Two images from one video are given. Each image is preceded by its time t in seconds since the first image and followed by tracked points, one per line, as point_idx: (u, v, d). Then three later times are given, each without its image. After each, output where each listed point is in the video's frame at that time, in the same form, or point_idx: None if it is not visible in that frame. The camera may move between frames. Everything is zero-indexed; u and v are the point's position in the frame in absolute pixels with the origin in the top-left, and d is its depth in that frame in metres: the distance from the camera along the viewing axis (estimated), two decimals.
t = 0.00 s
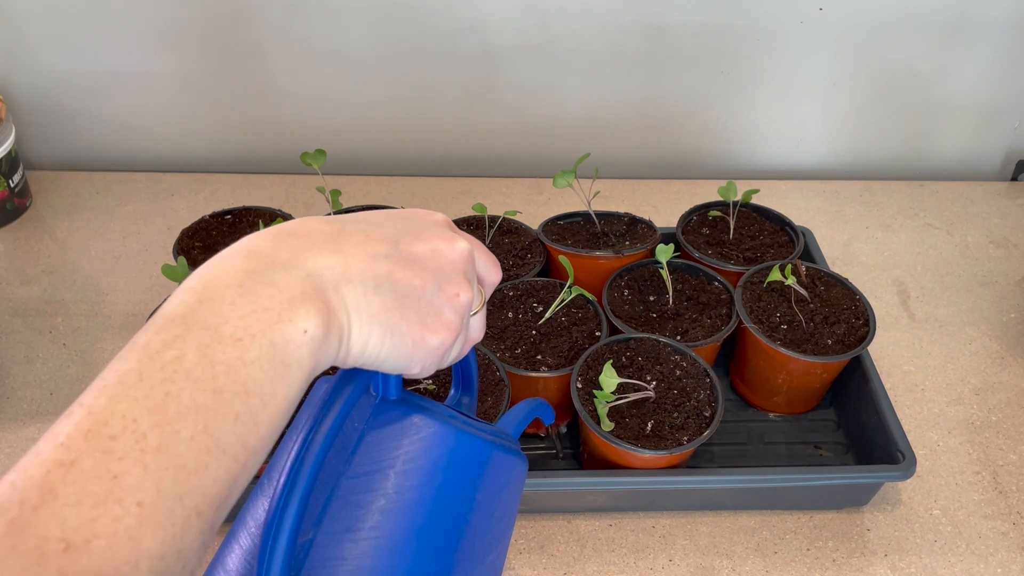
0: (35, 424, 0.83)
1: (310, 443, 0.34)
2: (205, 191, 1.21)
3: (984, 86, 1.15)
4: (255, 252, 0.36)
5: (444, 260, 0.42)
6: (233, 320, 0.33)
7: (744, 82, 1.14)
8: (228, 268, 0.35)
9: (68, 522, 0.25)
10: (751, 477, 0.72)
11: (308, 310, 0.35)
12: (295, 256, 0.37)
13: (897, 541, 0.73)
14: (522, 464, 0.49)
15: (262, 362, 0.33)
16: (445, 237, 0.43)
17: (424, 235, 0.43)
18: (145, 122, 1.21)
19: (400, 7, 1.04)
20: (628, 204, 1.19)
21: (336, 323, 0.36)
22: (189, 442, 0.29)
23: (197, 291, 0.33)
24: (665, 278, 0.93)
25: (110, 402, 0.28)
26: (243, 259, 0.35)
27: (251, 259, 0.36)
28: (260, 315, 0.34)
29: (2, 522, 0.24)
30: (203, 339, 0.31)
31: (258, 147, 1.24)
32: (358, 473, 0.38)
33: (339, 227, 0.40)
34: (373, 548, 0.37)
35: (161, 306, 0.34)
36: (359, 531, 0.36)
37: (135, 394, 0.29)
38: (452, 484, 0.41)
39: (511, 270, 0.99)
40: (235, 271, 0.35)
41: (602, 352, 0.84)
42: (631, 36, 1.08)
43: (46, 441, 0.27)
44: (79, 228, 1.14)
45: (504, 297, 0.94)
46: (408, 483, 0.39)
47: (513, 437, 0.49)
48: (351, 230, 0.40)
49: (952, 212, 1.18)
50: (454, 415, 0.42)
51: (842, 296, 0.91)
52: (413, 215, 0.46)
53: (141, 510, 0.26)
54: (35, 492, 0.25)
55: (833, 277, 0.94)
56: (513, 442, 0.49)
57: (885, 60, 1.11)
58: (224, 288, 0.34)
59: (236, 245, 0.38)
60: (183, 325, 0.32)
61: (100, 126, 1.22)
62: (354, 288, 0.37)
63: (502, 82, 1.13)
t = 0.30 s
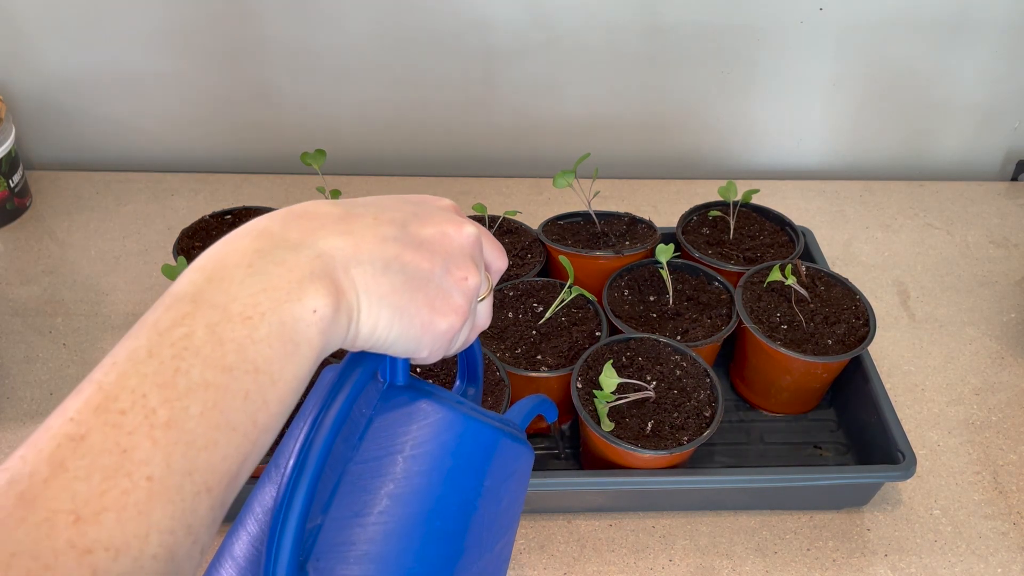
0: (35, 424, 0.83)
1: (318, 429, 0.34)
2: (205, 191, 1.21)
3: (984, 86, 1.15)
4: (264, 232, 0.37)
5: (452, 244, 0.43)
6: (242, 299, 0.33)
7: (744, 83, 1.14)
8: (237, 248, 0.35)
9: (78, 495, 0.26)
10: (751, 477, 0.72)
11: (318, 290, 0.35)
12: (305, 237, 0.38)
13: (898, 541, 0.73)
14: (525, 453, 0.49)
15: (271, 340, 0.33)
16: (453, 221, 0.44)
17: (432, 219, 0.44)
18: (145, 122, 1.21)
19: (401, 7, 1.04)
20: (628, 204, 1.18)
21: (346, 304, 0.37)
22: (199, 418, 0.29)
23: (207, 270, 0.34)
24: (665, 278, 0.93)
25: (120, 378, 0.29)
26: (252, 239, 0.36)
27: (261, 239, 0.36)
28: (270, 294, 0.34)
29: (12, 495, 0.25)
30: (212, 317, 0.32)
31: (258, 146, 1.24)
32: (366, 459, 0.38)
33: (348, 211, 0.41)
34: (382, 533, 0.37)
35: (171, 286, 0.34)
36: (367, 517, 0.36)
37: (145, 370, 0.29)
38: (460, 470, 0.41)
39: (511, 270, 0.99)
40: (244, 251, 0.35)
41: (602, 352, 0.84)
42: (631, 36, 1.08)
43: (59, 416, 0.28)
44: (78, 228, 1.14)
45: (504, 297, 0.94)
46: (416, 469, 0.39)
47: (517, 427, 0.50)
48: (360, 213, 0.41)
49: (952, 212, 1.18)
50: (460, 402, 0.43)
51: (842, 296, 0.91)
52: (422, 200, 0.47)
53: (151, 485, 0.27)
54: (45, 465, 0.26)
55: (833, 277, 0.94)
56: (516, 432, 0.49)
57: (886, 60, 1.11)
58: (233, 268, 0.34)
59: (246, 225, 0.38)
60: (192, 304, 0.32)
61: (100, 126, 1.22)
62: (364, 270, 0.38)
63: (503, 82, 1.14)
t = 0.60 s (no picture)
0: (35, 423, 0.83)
1: (322, 420, 0.35)
2: (205, 191, 1.21)
3: (984, 86, 1.15)
4: (268, 218, 0.38)
5: (456, 233, 0.44)
6: (248, 283, 0.34)
7: (744, 83, 1.14)
8: (242, 233, 0.36)
9: (83, 474, 0.26)
10: (751, 477, 0.72)
11: (325, 275, 0.36)
12: (310, 224, 0.38)
13: (898, 541, 0.73)
14: (532, 444, 0.49)
15: (277, 325, 0.34)
16: (457, 211, 0.45)
17: (436, 208, 0.45)
18: (144, 122, 1.21)
19: (400, 6, 1.04)
20: (628, 204, 1.18)
21: (353, 290, 0.38)
22: (205, 399, 0.30)
23: (213, 256, 0.35)
24: (665, 278, 0.93)
25: (126, 360, 0.30)
26: (256, 225, 0.37)
27: (266, 225, 0.37)
28: (275, 279, 0.35)
29: (18, 474, 0.25)
30: (218, 301, 0.33)
31: (258, 146, 1.24)
32: (369, 447, 0.39)
33: (353, 200, 0.42)
34: (386, 521, 0.37)
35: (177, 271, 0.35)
36: (371, 506, 0.37)
37: (150, 352, 0.30)
38: (464, 460, 0.42)
39: (511, 270, 0.99)
40: (250, 236, 0.36)
41: (602, 352, 0.84)
42: (631, 35, 1.08)
43: (64, 398, 0.28)
44: (78, 228, 1.14)
45: (504, 296, 0.94)
46: (420, 457, 0.39)
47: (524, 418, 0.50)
48: (365, 202, 0.42)
49: (952, 212, 1.18)
50: (465, 392, 0.43)
51: (842, 296, 0.91)
52: (426, 190, 0.48)
53: (157, 465, 0.27)
54: (51, 445, 0.26)
55: (833, 277, 0.94)
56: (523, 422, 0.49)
57: (885, 60, 1.11)
58: (238, 253, 0.35)
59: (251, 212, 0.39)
60: (197, 288, 0.33)
61: (100, 127, 1.22)
62: (369, 256, 0.39)
63: (502, 82, 1.13)
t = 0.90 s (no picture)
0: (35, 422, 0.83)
1: (327, 407, 0.34)
2: (205, 191, 1.21)
3: (985, 86, 1.15)
4: (276, 205, 0.39)
5: (461, 222, 0.45)
6: (256, 267, 0.35)
7: (744, 83, 1.14)
8: (251, 219, 0.37)
9: (93, 449, 0.27)
10: (751, 477, 0.72)
11: (331, 260, 0.37)
12: (317, 211, 0.39)
13: (898, 541, 0.73)
14: (533, 436, 0.50)
15: (283, 307, 0.35)
16: (462, 201, 0.47)
17: (440, 198, 0.46)
18: (144, 123, 1.21)
19: (400, 6, 1.04)
20: (628, 204, 1.18)
21: (360, 276, 0.39)
22: (213, 378, 0.31)
23: (222, 240, 0.36)
24: (665, 278, 0.93)
25: (135, 340, 0.30)
26: (264, 211, 0.38)
27: (275, 212, 0.38)
28: (283, 263, 0.36)
29: (29, 450, 0.26)
30: (226, 283, 0.34)
31: (258, 147, 1.24)
32: (373, 436, 0.39)
33: (359, 189, 0.43)
34: (390, 509, 0.37)
35: (187, 254, 0.36)
36: (375, 493, 0.37)
37: (160, 333, 0.31)
38: (467, 450, 0.42)
39: (511, 270, 0.99)
40: (258, 223, 0.37)
41: (602, 352, 0.84)
42: (630, 35, 1.08)
43: (75, 377, 0.29)
44: (78, 228, 1.14)
45: (504, 296, 0.94)
46: (424, 446, 0.39)
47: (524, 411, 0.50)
48: (371, 191, 0.43)
49: (953, 212, 1.17)
50: (468, 381, 0.43)
51: (842, 296, 0.91)
52: (431, 181, 0.49)
53: (166, 442, 0.28)
54: (61, 420, 0.27)
55: (833, 277, 0.94)
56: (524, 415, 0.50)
57: (886, 60, 1.11)
58: (247, 237, 0.36)
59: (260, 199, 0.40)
60: (206, 271, 0.34)
61: (100, 126, 1.21)
62: (376, 244, 0.40)
63: (502, 82, 1.13)
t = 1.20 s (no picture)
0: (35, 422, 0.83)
1: (331, 398, 0.34)
2: (205, 191, 1.21)
3: (984, 86, 1.15)
4: (280, 197, 0.39)
5: (462, 218, 0.46)
6: (261, 257, 0.35)
7: (744, 83, 1.14)
8: (256, 211, 0.38)
9: (102, 429, 0.27)
10: (752, 477, 0.72)
11: (334, 252, 0.38)
12: (321, 204, 0.40)
13: (898, 541, 0.73)
14: (532, 432, 0.50)
15: (288, 296, 0.35)
16: (462, 197, 0.47)
17: (441, 193, 0.47)
18: (144, 123, 1.21)
19: (400, 6, 1.04)
20: (628, 204, 1.18)
21: (362, 268, 0.39)
22: (219, 363, 0.31)
23: (228, 230, 0.36)
24: (665, 278, 0.93)
25: (143, 326, 0.31)
26: (269, 203, 0.38)
27: (279, 203, 0.39)
28: (287, 253, 0.36)
29: (39, 429, 0.26)
30: (231, 272, 0.34)
31: (258, 147, 1.24)
32: (375, 429, 0.39)
33: (362, 183, 0.43)
34: (393, 500, 0.37)
35: (194, 245, 0.36)
36: (378, 485, 0.37)
37: (167, 319, 0.31)
38: (468, 442, 0.42)
39: (511, 270, 0.99)
40: (263, 214, 0.38)
41: (602, 352, 0.84)
42: (630, 35, 1.08)
43: (84, 362, 0.29)
44: (78, 228, 1.14)
45: (504, 296, 0.94)
46: (427, 438, 0.40)
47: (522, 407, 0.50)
48: (373, 185, 0.44)
49: (953, 212, 1.17)
50: (468, 375, 0.44)
51: (843, 296, 0.91)
52: (432, 177, 0.50)
53: (173, 424, 0.28)
54: (71, 403, 0.27)
55: (834, 277, 0.94)
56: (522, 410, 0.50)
57: (885, 60, 1.11)
58: (252, 228, 0.37)
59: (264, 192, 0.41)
60: (212, 260, 0.34)
61: (100, 126, 1.21)
62: (378, 236, 0.40)
63: (502, 81, 1.13)
